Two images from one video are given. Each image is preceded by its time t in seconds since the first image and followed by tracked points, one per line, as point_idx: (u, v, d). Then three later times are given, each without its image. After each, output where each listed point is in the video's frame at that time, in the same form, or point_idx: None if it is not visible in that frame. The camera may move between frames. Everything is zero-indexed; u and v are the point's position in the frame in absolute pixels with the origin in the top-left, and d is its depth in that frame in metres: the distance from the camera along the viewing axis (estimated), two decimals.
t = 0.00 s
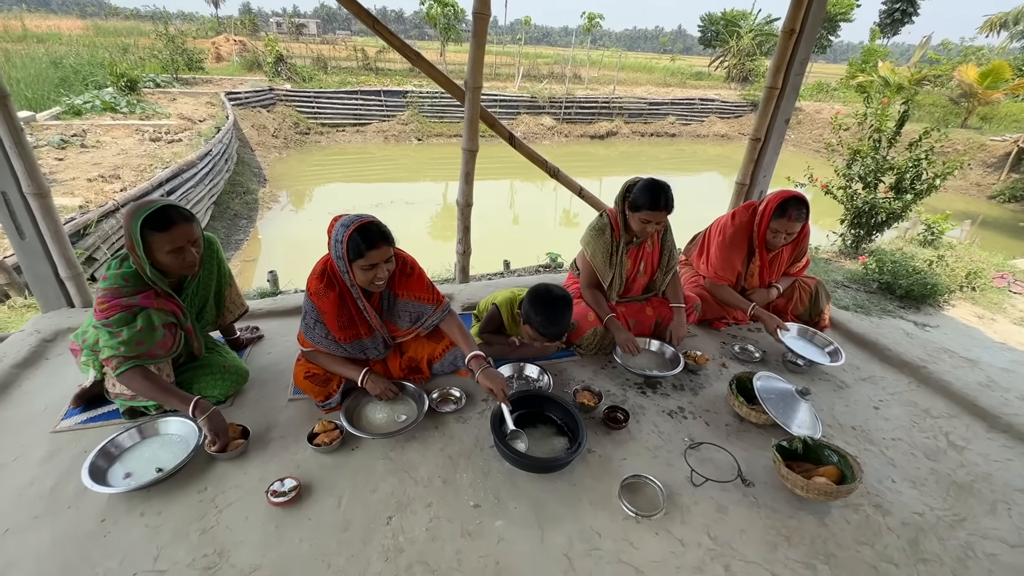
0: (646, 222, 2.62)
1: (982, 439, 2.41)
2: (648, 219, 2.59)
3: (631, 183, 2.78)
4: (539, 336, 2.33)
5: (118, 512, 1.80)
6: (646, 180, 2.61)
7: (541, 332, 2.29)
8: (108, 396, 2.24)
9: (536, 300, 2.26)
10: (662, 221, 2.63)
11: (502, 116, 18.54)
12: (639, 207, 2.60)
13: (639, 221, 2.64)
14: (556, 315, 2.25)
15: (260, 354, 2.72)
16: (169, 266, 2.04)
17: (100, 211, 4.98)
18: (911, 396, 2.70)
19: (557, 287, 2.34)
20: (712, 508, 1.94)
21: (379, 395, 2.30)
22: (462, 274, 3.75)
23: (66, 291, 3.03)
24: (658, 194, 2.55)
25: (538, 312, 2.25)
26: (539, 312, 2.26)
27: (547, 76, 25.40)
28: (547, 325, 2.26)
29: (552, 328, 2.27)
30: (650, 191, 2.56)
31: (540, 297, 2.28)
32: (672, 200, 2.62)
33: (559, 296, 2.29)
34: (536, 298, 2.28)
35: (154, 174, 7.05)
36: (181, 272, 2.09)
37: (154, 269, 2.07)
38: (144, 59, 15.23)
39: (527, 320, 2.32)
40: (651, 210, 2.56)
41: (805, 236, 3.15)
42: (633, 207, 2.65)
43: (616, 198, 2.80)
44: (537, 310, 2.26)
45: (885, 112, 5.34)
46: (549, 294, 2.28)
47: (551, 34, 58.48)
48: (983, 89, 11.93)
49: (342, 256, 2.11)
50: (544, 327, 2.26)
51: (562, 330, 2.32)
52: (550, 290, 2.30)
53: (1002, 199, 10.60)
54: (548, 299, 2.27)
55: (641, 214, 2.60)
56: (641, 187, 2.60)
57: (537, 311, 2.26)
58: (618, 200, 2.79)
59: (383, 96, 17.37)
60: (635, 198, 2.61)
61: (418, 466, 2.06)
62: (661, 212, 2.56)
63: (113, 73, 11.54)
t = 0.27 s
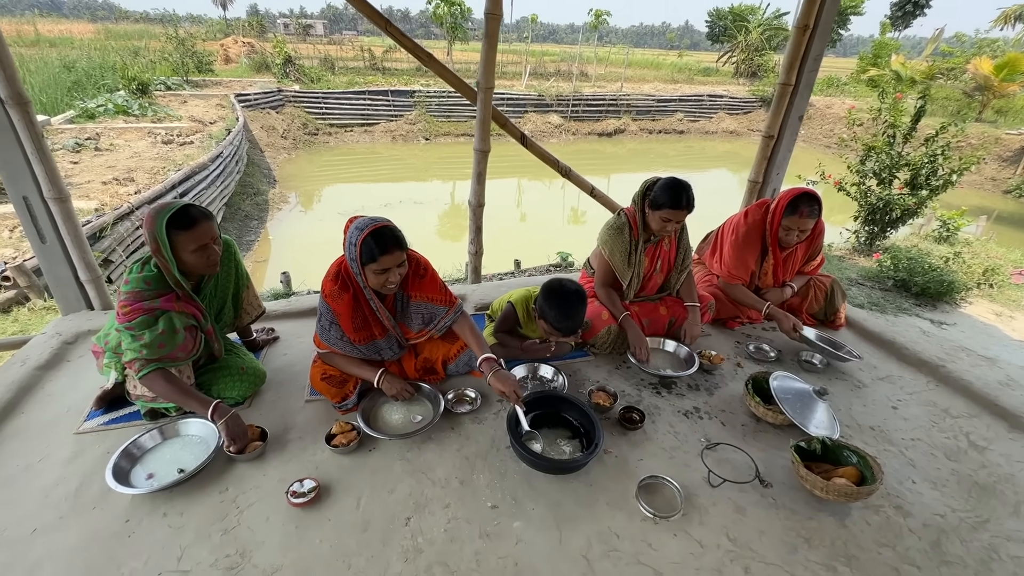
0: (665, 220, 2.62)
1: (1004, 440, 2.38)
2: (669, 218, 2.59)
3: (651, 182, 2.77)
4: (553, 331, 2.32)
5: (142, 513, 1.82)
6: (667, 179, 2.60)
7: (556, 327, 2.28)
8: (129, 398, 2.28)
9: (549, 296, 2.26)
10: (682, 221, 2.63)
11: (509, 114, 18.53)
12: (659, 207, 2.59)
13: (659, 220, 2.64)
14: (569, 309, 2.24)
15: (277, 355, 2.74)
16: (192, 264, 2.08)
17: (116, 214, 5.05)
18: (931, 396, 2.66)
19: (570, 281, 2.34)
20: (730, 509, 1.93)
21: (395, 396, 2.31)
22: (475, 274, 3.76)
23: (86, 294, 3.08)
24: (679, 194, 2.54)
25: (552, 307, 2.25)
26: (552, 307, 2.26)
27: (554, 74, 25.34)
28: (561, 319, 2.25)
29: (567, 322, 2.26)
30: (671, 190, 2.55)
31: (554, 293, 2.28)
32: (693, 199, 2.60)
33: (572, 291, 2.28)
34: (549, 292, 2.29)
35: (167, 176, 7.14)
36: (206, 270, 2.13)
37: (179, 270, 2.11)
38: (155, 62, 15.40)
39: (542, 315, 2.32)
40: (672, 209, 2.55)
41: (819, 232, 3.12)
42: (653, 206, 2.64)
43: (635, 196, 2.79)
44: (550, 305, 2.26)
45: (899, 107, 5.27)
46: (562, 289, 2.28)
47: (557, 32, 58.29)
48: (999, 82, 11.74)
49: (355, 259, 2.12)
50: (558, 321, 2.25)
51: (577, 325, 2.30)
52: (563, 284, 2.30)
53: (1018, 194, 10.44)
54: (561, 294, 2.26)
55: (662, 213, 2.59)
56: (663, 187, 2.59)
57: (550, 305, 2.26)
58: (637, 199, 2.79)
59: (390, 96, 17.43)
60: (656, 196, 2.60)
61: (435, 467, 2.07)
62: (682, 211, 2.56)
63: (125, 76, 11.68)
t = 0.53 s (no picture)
0: (676, 217, 2.61)
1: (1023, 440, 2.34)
2: (681, 215, 2.58)
3: (661, 181, 2.76)
4: (567, 325, 2.29)
5: (153, 515, 1.83)
6: (679, 176, 2.58)
7: (569, 320, 2.26)
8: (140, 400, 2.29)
9: (564, 289, 2.24)
10: (694, 218, 2.61)
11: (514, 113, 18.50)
12: (672, 204, 2.58)
13: (671, 218, 2.62)
14: (582, 303, 2.22)
15: (285, 356, 2.75)
16: (202, 262, 2.09)
17: (125, 216, 5.08)
18: (946, 396, 2.62)
19: (586, 276, 2.32)
20: (743, 511, 1.91)
21: (403, 397, 2.30)
22: (482, 274, 3.75)
23: (96, 296, 3.10)
24: (692, 191, 2.53)
25: (566, 299, 2.23)
26: (566, 300, 2.24)
27: (559, 72, 25.28)
28: (575, 313, 2.23)
29: (580, 316, 2.23)
30: (683, 187, 2.53)
31: (568, 286, 2.26)
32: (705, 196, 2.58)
33: (586, 285, 2.26)
34: (564, 286, 2.27)
35: (176, 179, 7.18)
36: (216, 268, 2.15)
37: (191, 269, 2.12)
38: (163, 65, 15.51)
39: (555, 309, 2.30)
40: (684, 206, 2.54)
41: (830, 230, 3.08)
42: (665, 204, 2.62)
43: (646, 194, 2.77)
44: (564, 298, 2.24)
45: (910, 103, 5.20)
46: (578, 283, 2.26)
47: (562, 30, 58.13)
48: (1011, 76, 11.56)
49: (360, 261, 2.11)
50: (571, 315, 2.23)
51: (591, 320, 2.28)
52: (579, 279, 2.28)
53: None
54: (575, 287, 2.25)
55: (674, 210, 2.58)
56: (676, 183, 2.58)
57: (564, 298, 2.25)
58: (648, 198, 2.77)
59: (396, 96, 17.46)
60: (668, 193, 2.59)
61: (445, 469, 2.06)
62: (695, 209, 2.54)
63: (133, 79, 11.77)
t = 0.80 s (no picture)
0: (681, 216, 2.60)
1: None
2: (686, 214, 2.57)
3: (665, 181, 2.74)
4: (576, 315, 2.30)
5: (160, 517, 1.83)
6: (684, 175, 2.57)
7: (578, 309, 2.25)
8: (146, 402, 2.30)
9: (575, 278, 2.24)
10: (700, 217, 2.60)
11: (517, 113, 18.50)
12: (677, 203, 2.56)
13: (676, 217, 2.61)
14: (593, 293, 2.21)
15: (291, 358, 2.75)
16: (206, 261, 2.10)
17: (132, 219, 5.11)
18: (956, 396, 2.59)
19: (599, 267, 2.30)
20: (751, 514, 1.89)
21: (409, 399, 2.30)
22: (486, 275, 3.74)
23: (103, 299, 3.12)
24: (698, 190, 2.51)
25: (576, 288, 2.23)
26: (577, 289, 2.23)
27: (563, 72, 25.25)
28: (585, 303, 2.22)
29: (589, 306, 2.23)
30: (688, 185, 2.52)
31: (580, 275, 2.26)
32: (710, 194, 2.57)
33: (598, 275, 2.25)
34: (576, 276, 2.26)
35: (181, 181, 7.22)
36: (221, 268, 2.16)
37: (195, 268, 2.12)
38: (168, 68, 15.61)
39: (566, 300, 2.30)
40: (690, 205, 2.53)
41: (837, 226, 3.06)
42: (671, 203, 2.61)
43: (649, 194, 2.76)
44: (576, 288, 2.23)
45: (917, 100, 5.15)
46: (590, 273, 2.25)
47: (565, 30, 58.06)
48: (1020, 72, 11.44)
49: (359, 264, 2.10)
50: (581, 304, 2.23)
51: (602, 311, 2.28)
52: (593, 270, 2.27)
53: None
54: (587, 278, 2.24)
55: (679, 209, 2.57)
56: (680, 181, 2.57)
57: (574, 287, 2.24)
58: (653, 197, 2.75)
59: (399, 97, 17.50)
60: (673, 191, 2.57)
61: (450, 471, 2.05)
62: (700, 207, 2.53)
63: (139, 83, 11.84)
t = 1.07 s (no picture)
0: (681, 216, 2.59)
1: None
2: (686, 214, 2.56)
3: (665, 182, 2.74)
4: (586, 311, 2.27)
5: (162, 518, 1.84)
6: (683, 175, 2.57)
7: (587, 305, 2.23)
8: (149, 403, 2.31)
9: (580, 274, 2.24)
10: (700, 216, 2.59)
11: (519, 114, 18.51)
12: (677, 203, 2.56)
13: (676, 217, 2.60)
14: (600, 288, 2.20)
15: (293, 359, 2.76)
16: (202, 258, 2.09)
17: (135, 221, 5.14)
18: (961, 396, 2.57)
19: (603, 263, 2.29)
20: (754, 514, 1.88)
21: (409, 400, 2.30)
22: (488, 275, 3.74)
23: (106, 300, 3.13)
24: (697, 190, 2.50)
25: (583, 285, 2.22)
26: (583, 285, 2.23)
27: (565, 73, 25.25)
28: (592, 298, 2.21)
29: (598, 301, 2.22)
30: (688, 185, 2.52)
31: (584, 272, 2.25)
32: (710, 195, 2.56)
33: (603, 270, 2.24)
34: (581, 273, 2.25)
35: (185, 183, 7.26)
36: (215, 266, 2.15)
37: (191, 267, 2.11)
38: (172, 71, 15.69)
39: (573, 297, 2.28)
40: (690, 204, 2.52)
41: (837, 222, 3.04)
42: (671, 203, 2.60)
43: (650, 196, 2.76)
44: (582, 283, 2.23)
45: (920, 98, 5.12)
46: (594, 269, 2.24)
47: (567, 30, 58.04)
48: None
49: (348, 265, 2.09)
50: (590, 299, 2.21)
51: (608, 307, 2.27)
52: (597, 266, 2.26)
53: None
54: (593, 273, 2.23)
55: (678, 209, 2.56)
56: (680, 182, 2.56)
57: (580, 283, 2.23)
58: (654, 199, 2.75)
59: (401, 99, 17.53)
60: (673, 192, 2.57)
61: (452, 472, 2.05)
62: (700, 206, 2.52)
63: (143, 86, 11.90)
